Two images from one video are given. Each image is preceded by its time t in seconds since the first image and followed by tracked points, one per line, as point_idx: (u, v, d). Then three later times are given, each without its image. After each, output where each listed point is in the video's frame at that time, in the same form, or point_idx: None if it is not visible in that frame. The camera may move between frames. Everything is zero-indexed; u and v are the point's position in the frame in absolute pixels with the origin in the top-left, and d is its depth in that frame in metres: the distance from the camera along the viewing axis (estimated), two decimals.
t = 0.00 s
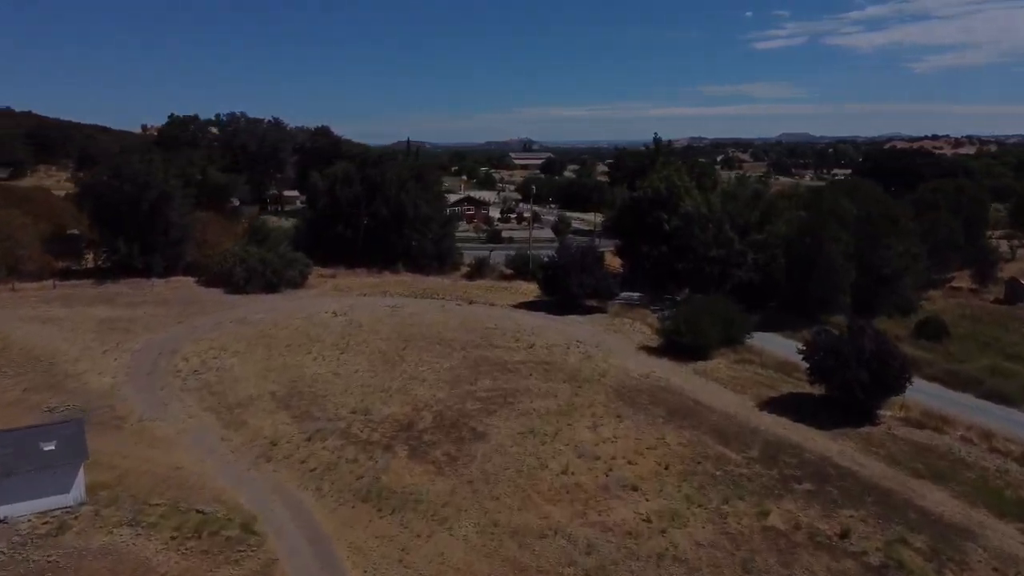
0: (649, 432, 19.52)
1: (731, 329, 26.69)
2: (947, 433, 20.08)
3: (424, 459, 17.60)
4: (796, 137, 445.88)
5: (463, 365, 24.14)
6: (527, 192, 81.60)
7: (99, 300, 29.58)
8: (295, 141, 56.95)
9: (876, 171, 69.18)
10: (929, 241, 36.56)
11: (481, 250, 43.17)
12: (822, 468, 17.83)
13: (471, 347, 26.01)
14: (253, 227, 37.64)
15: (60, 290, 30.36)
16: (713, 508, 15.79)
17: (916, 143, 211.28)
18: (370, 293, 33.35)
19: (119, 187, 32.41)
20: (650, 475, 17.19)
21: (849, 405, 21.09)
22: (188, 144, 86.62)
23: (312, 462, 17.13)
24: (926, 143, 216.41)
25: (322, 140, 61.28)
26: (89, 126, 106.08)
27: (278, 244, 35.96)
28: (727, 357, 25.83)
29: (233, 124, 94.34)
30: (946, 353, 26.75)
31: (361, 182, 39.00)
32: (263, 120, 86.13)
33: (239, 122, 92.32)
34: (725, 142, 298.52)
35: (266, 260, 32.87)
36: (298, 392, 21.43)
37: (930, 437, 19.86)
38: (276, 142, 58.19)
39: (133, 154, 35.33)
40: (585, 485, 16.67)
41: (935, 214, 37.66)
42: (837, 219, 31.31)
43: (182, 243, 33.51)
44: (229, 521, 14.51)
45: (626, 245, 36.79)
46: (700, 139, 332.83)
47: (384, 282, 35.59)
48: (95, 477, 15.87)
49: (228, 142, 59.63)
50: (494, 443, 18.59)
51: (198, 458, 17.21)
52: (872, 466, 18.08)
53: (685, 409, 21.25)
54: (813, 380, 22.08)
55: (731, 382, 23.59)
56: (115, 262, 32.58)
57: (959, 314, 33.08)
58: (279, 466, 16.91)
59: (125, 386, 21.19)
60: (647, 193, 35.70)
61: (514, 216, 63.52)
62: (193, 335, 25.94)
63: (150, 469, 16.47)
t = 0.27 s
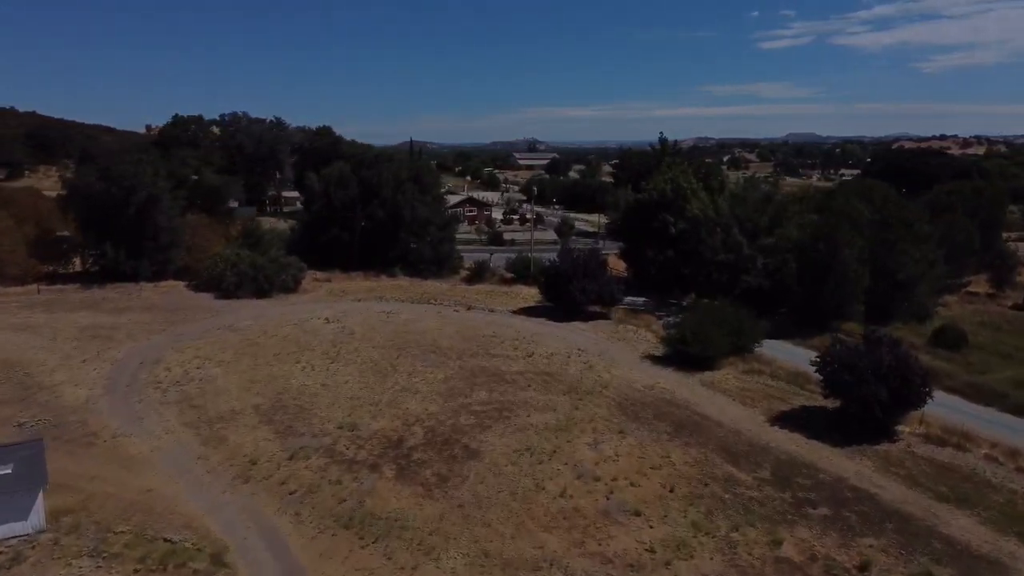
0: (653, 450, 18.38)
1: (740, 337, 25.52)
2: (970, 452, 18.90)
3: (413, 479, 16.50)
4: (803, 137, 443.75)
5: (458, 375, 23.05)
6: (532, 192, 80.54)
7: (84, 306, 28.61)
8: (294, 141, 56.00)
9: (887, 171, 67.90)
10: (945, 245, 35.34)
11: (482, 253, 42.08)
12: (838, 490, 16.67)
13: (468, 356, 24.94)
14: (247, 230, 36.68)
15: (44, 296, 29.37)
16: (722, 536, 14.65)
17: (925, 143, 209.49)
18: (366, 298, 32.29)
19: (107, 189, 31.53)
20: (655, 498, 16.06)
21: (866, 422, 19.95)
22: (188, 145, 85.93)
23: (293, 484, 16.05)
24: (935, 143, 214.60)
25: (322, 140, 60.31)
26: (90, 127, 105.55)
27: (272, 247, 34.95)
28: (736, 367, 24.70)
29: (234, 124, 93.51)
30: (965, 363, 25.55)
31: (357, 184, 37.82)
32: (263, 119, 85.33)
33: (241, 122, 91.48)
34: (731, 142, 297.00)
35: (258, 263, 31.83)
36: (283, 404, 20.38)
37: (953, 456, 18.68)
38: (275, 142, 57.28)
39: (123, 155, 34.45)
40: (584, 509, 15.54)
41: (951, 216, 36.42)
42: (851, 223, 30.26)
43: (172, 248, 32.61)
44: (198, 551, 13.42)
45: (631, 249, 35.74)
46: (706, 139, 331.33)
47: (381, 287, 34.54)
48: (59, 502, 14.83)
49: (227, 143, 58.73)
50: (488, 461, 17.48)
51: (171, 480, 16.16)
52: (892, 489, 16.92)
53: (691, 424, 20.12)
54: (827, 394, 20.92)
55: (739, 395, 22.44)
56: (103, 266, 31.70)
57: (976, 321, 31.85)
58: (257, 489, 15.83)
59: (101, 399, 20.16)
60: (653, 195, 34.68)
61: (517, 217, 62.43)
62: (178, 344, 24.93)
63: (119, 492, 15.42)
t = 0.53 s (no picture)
0: (656, 470, 17.23)
1: (749, 347, 24.36)
2: (995, 472, 17.72)
3: (399, 503, 15.39)
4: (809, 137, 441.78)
5: (452, 387, 21.96)
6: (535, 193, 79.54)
7: (66, 312, 27.65)
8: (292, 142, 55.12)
9: (897, 171, 66.65)
10: (960, 248, 34.13)
11: (482, 256, 41.03)
12: (856, 517, 15.48)
13: (464, 366, 23.86)
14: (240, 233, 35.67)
15: (27, 302, 28.39)
16: (730, 569, 13.50)
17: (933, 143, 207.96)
18: (360, 304, 31.23)
19: (90, 191, 30.70)
20: (658, 524, 14.93)
21: (882, 438, 18.78)
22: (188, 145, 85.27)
23: (270, 509, 14.97)
24: (943, 143, 213.01)
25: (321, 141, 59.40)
26: (91, 128, 105.01)
27: (265, 251, 33.95)
28: (744, 378, 23.56)
29: (235, 125, 92.74)
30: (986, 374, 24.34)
31: (353, 185, 36.74)
32: (263, 119, 84.52)
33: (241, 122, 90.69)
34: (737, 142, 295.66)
35: (249, 268, 30.81)
36: (266, 419, 19.32)
37: (977, 477, 17.51)
38: (273, 143, 56.34)
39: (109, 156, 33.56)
40: (581, 538, 14.41)
41: (966, 218, 35.21)
42: (863, 225, 29.09)
43: (160, 250, 31.83)
44: None
45: (635, 253, 34.71)
46: (713, 139, 330.22)
47: (377, 291, 33.50)
48: (16, 530, 13.77)
49: (225, 144, 57.83)
50: (480, 483, 16.37)
51: (139, 505, 15.12)
52: (913, 514, 15.75)
53: (697, 440, 18.99)
54: (842, 407, 19.75)
55: (748, 408, 21.27)
56: (89, 270, 30.90)
57: (994, 328, 30.64)
58: (231, 515, 14.75)
59: (75, 414, 19.13)
60: (658, 198, 33.71)
61: (520, 219, 61.38)
62: (161, 352, 23.92)
63: (82, 518, 14.34)
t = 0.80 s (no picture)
0: (660, 493, 16.11)
1: (757, 357, 23.15)
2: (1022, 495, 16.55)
3: (382, 531, 14.31)
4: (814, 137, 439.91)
5: (444, 400, 20.86)
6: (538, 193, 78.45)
7: (47, 319, 26.64)
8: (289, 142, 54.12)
9: (906, 172, 65.42)
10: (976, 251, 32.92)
11: (481, 259, 39.94)
12: (875, 546, 14.35)
13: (458, 377, 22.77)
14: (232, 236, 34.65)
15: (7, 308, 27.41)
16: None
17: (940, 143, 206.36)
18: (354, 309, 30.16)
19: (77, 191, 29.72)
20: (661, 555, 13.81)
21: (901, 457, 17.63)
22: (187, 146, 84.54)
23: (242, 537, 13.90)
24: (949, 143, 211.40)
25: (319, 142, 58.38)
26: (91, 128, 104.36)
27: (256, 254, 32.93)
28: (752, 391, 22.40)
29: (235, 125, 91.83)
30: (1007, 386, 23.15)
31: (348, 186, 35.66)
32: (263, 119, 83.65)
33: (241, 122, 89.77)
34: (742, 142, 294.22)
35: (239, 272, 29.77)
36: (246, 436, 18.24)
37: (1003, 501, 16.35)
38: (270, 143, 55.40)
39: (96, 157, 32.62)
40: (577, 570, 13.29)
41: (982, 220, 33.99)
42: (875, 228, 27.92)
43: (148, 254, 30.73)
44: None
45: (637, 256, 33.59)
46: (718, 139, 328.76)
47: (371, 296, 32.43)
48: None
49: (222, 144, 56.87)
50: (470, 508, 15.26)
51: (102, 534, 14.06)
52: (936, 543, 14.61)
53: (704, 459, 17.87)
54: (857, 423, 18.60)
55: (757, 424, 20.13)
56: (73, 275, 29.90)
57: (1012, 336, 29.43)
58: (200, 544, 13.68)
59: (44, 430, 18.10)
60: (661, 200, 32.61)
61: (522, 220, 60.31)
62: (142, 362, 22.88)
63: (38, 548, 13.29)
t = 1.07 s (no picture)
0: (663, 520, 14.97)
1: (765, 368, 21.95)
2: None
3: (361, 564, 13.21)
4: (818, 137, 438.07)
5: (435, 414, 19.75)
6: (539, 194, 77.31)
7: (25, 325, 25.62)
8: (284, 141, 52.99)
9: (914, 172, 64.21)
10: (991, 255, 31.74)
11: (480, 263, 38.83)
12: None
13: (451, 388, 21.65)
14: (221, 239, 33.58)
15: None
16: None
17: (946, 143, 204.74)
18: (345, 315, 29.08)
19: (59, 194, 28.56)
20: None
21: (922, 479, 16.54)
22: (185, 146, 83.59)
23: (209, 572, 12.81)
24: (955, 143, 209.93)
25: (316, 141, 57.27)
26: (90, 128, 103.46)
27: (246, 258, 31.86)
28: (760, 404, 21.25)
29: (233, 124, 90.76)
30: None
31: (341, 187, 34.52)
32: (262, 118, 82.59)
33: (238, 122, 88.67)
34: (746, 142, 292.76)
35: (228, 277, 28.70)
36: (222, 453, 17.14)
37: None
38: (265, 142, 54.28)
39: (78, 158, 31.59)
40: None
41: (997, 223, 32.82)
42: (887, 232, 26.82)
43: (133, 258, 29.68)
44: None
45: (639, 260, 32.44)
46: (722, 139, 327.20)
47: (364, 301, 31.34)
48: None
49: (217, 143, 55.80)
50: (459, 537, 14.16)
51: (58, 567, 12.97)
52: None
53: (710, 481, 16.74)
54: (874, 443, 17.48)
55: (767, 441, 18.99)
56: (55, 280, 28.85)
57: None
58: None
59: (8, 449, 17.03)
60: (666, 201, 31.43)
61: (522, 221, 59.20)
62: (119, 372, 21.83)
63: None
